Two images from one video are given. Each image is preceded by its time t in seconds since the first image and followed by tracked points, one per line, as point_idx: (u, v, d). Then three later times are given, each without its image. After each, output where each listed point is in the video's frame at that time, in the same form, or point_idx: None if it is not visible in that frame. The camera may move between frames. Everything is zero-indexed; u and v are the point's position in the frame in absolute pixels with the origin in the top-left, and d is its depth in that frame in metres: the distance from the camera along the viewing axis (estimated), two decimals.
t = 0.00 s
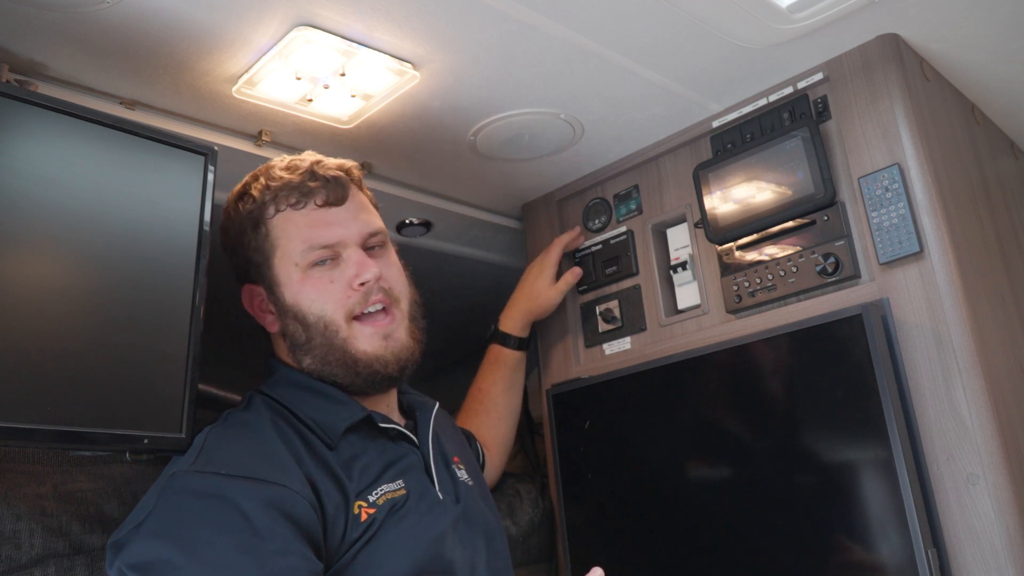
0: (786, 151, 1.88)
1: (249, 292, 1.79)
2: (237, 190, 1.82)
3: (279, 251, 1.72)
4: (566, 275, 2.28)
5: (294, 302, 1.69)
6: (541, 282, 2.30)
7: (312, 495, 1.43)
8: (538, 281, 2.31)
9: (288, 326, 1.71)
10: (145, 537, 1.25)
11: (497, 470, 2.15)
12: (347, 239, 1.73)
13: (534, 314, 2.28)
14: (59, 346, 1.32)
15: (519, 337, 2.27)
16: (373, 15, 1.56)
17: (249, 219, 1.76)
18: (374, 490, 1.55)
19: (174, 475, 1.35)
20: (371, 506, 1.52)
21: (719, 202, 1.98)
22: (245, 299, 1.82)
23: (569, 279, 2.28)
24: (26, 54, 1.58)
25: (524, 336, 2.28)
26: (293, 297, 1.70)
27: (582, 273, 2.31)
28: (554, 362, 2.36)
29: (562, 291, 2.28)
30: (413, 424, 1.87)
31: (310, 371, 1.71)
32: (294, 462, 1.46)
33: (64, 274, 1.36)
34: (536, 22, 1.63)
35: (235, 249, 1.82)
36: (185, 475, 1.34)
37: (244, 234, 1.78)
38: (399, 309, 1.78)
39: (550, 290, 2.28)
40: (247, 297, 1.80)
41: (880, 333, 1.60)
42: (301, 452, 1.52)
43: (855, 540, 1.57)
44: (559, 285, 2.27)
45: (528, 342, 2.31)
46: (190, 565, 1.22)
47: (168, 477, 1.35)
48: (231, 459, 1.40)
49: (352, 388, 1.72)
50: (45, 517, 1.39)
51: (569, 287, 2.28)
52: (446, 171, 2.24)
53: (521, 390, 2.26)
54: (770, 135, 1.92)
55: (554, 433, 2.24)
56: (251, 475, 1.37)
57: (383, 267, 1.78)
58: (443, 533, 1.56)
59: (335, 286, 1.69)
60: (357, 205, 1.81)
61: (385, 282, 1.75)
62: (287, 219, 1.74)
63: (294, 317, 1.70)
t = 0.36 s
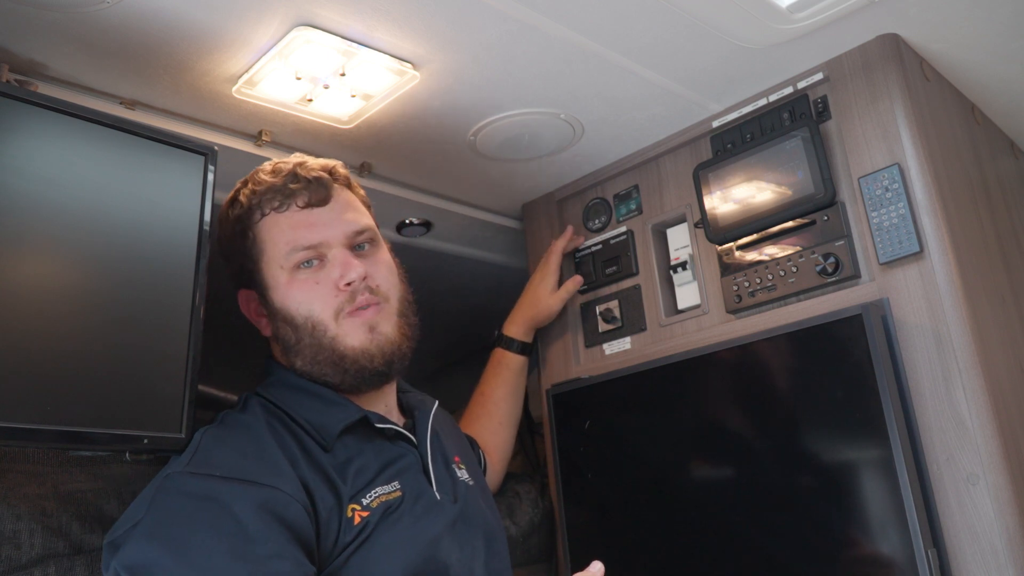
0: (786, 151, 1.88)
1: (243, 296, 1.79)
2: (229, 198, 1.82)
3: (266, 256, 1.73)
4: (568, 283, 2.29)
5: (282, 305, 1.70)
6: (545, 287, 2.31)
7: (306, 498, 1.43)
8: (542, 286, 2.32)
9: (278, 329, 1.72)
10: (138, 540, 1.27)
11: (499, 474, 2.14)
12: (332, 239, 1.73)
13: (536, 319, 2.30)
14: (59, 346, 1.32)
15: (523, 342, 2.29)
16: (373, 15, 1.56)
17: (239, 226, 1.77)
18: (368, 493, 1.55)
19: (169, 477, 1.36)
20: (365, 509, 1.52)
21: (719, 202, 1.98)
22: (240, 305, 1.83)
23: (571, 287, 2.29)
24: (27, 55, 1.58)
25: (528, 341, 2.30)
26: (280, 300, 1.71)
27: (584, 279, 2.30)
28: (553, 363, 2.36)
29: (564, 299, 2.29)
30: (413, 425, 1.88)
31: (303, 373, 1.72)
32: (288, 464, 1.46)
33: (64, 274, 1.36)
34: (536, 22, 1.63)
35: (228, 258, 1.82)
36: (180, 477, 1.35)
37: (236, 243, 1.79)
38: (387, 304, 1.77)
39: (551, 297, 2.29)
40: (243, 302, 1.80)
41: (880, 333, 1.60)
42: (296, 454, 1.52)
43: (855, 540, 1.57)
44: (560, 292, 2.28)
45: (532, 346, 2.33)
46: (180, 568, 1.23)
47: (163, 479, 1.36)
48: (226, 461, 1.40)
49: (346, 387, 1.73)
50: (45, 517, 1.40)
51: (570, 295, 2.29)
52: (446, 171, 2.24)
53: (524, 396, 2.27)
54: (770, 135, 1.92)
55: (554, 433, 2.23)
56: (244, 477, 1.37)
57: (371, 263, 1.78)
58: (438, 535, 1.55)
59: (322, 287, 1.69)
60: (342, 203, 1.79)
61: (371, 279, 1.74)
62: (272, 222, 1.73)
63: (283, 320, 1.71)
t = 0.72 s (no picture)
0: (786, 151, 1.88)
1: (246, 295, 1.79)
2: (232, 192, 1.82)
3: (270, 257, 1.72)
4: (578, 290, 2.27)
5: (286, 308, 1.70)
6: (551, 291, 2.30)
7: (308, 502, 1.43)
8: (550, 290, 2.31)
9: (281, 331, 1.72)
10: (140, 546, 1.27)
11: (499, 477, 2.14)
12: (339, 242, 1.73)
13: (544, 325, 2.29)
14: (59, 346, 1.32)
15: (530, 348, 2.28)
16: (373, 15, 1.56)
17: (243, 224, 1.77)
18: (369, 497, 1.55)
19: (169, 483, 1.36)
20: (366, 512, 1.52)
21: (719, 202, 1.98)
22: (240, 304, 1.83)
23: (581, 293, 2.26)
24: (27, 55, 1.58)
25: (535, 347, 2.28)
26: (285, 303, 1.70)
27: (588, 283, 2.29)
28: (553, 364, 2.36)
29: (573, 305, 2.26)
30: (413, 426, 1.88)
31: (306, 377, 1.71)
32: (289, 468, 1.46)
33: (65, 275, 1.36)
34: (536, 22, 1.63)
35: (228, 254, 1.82)
36: (180, 483, 1.35)
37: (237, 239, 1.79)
38: (393, 310, 1.77)
39: (560, 304, 2.28)
40: (243, 302, 1.80)
41: (880, 333, 1.60)
42: (297, 458, 1.53)
43: (855, 540, 1.57)
44: (570, 298, 2.26)
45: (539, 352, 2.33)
46: (183, 573, 1.23)
47: (162, 485, 1.36)
48: (227, 466, 1.40)
49: (348, 391, 1.73)
50: (45, 517, 1.40)
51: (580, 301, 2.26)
52: (445, 171, 2.24)
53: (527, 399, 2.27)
54: (770, 135, 1.92)
55: (554, 434, 2.23)
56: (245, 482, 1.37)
57: (378, 268, 1.78)
58: (440, 536, 1.55)
59: (330, 290, 1.69)
60: (350, 206, 1.79)
61: (377, 284, 1.74)
62: (278, 223, 1.73)
63: (287, 323, 1.70)
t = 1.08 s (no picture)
0: (786, 151, 1.88)
1: (305, 262, 1.81)
2: (285, 169, 1.87)
3: (357, 226, 1.83)
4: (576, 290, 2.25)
5: (373, 274, 1.81)
6: (551, 292, 2.30)
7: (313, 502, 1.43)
8: (549, 291, 2.30)
9: (359, 300, 1.79)
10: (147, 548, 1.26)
11: (499, 478, 2.15)
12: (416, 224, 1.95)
13: (546, 325, 2.28)
14: (59, 346, 1.32)
15: (531, 348, 2.27)
16: (373, 15, 1.56)
17: (326, 192, 1.83)
18: (374, 496, 1.55)
19: (174, 484, 1.34)
20: (372, 511, 1.52)
21: (719, 202, 1.98)
22: (291, 274, 1.81)
23: (580, 293, 2.25)
24: (27, 55, 1.58)
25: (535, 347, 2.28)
26: (371, 269, 1.81)
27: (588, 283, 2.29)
28: (553, 364, 2.36)
29: (573, 305, 2.26)
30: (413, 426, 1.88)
31: (377, 347, 1.79)
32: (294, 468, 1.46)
33: (64, 275, 1.36)
34: (536, 22, 1.63)
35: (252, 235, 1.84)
36: (185, 484, 1.33)
37: (291, 206, 1.81)
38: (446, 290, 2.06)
39: (559, 303, 2.28)
40: (300, 268, 1.81)
41: (880, 333, 1.60)
42: (302, 458, 1.52)
43: (856, 540, 1.57)
44: (570, 298, 2.25)
45: (540, 353, 2.33)
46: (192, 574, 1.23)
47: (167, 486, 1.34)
48: (234, 465, 1.40)
49: (416, 358, 1.84)
50: (44, 517, 1.40)
51: (579, 301, 2.25)
52: (446, 171, 2.24)
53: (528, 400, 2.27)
54: (770, 135, 1.92)
55: (554, 434, 2.23)
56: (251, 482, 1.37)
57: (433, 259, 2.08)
58: (444, 536, 1.57)
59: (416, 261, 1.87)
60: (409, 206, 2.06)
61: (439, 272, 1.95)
62: (366, 197, 1.87)
63: (372, 289, 1.80)
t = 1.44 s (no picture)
0: (786, 151, 1.88)
1: (289, 270, 1.83)
2: (293, 178, 1.89)
3: (339, 232, 1.82)
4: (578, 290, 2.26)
5: (349, 282, 1.77)
6: (551, 293, 2.30)
7: (315, 499, 1.43)
8: (549, 291, 2.30)
9: (336, 306, 1.77)
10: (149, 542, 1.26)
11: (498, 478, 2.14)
12: (405, 233, 1.86)
13: (546, 326, 2.28)
14: (59, 345, 1.32)
15: (531, 349, 2.28)
16: (373, 15, 1.56)
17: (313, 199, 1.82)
18: (377, 494, 1.55)
19: (174, 479, 1.34)
20: (375, 510, 1.52)
21: (719, 202, 1.98)
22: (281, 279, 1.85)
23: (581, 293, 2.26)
24: (27, 55, 1.58)
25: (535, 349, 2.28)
26: (348, 276, 1.78)
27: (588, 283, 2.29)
28: (553, 364, 2.36)
29: (573, 306, 2.26)
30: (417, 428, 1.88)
31: (351, 356, 1.76)
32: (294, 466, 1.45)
33: (64, 275, 1.36)
34: (536, 22, 1.63)
35: (267, 233, 1.86)
36: (186, 479, 1.33)
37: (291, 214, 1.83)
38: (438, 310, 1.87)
39: (559, 304, 2.28)
40: (286, 274, 1.83)
41: (880, 333, 1.60)
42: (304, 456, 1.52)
43: (855, 540, 1.57)
44: (570, 298, 2.26)
45: (540, 353, 2.33)
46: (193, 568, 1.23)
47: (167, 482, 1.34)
48: (235, 463, 1.39)
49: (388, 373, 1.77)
50: (44, 517, 1.40)
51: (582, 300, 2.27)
52: (445, 171, 2.24)
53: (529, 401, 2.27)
54: (770, 135, 1.92)
55: (554, 435, 2.23)
56: (252, 478, 1.36)
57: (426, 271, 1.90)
58: (447, 536, 1.56)
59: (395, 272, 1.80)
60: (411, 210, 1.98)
61: (435, 282, 1.85)
62: (355, 204, 1.85)
63: (346, 297, 1.76)
